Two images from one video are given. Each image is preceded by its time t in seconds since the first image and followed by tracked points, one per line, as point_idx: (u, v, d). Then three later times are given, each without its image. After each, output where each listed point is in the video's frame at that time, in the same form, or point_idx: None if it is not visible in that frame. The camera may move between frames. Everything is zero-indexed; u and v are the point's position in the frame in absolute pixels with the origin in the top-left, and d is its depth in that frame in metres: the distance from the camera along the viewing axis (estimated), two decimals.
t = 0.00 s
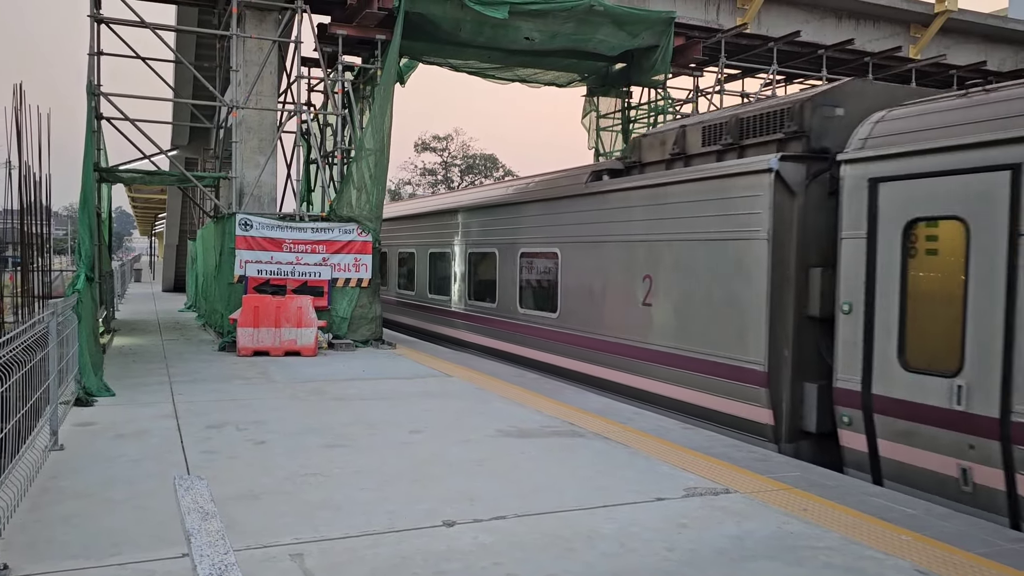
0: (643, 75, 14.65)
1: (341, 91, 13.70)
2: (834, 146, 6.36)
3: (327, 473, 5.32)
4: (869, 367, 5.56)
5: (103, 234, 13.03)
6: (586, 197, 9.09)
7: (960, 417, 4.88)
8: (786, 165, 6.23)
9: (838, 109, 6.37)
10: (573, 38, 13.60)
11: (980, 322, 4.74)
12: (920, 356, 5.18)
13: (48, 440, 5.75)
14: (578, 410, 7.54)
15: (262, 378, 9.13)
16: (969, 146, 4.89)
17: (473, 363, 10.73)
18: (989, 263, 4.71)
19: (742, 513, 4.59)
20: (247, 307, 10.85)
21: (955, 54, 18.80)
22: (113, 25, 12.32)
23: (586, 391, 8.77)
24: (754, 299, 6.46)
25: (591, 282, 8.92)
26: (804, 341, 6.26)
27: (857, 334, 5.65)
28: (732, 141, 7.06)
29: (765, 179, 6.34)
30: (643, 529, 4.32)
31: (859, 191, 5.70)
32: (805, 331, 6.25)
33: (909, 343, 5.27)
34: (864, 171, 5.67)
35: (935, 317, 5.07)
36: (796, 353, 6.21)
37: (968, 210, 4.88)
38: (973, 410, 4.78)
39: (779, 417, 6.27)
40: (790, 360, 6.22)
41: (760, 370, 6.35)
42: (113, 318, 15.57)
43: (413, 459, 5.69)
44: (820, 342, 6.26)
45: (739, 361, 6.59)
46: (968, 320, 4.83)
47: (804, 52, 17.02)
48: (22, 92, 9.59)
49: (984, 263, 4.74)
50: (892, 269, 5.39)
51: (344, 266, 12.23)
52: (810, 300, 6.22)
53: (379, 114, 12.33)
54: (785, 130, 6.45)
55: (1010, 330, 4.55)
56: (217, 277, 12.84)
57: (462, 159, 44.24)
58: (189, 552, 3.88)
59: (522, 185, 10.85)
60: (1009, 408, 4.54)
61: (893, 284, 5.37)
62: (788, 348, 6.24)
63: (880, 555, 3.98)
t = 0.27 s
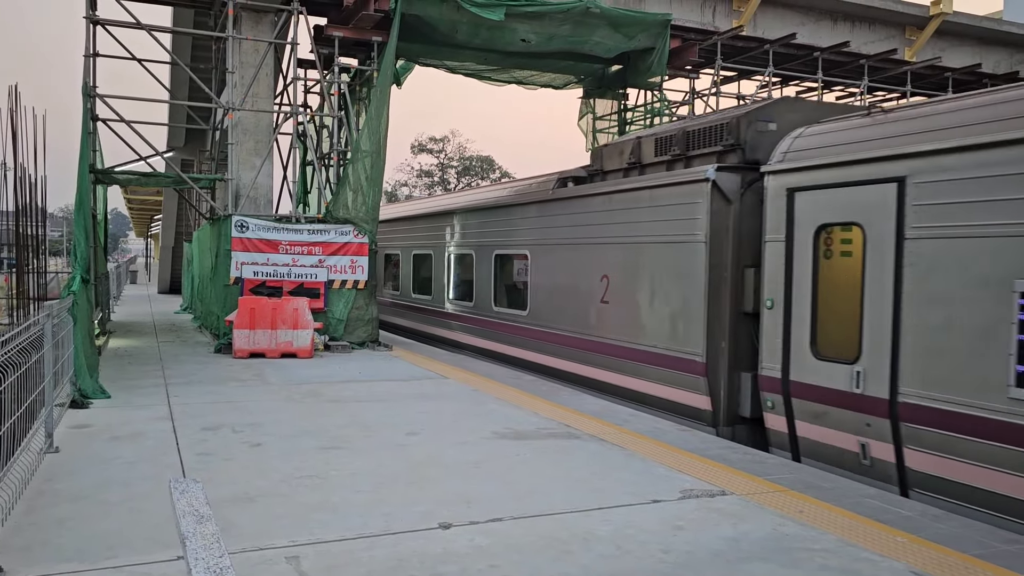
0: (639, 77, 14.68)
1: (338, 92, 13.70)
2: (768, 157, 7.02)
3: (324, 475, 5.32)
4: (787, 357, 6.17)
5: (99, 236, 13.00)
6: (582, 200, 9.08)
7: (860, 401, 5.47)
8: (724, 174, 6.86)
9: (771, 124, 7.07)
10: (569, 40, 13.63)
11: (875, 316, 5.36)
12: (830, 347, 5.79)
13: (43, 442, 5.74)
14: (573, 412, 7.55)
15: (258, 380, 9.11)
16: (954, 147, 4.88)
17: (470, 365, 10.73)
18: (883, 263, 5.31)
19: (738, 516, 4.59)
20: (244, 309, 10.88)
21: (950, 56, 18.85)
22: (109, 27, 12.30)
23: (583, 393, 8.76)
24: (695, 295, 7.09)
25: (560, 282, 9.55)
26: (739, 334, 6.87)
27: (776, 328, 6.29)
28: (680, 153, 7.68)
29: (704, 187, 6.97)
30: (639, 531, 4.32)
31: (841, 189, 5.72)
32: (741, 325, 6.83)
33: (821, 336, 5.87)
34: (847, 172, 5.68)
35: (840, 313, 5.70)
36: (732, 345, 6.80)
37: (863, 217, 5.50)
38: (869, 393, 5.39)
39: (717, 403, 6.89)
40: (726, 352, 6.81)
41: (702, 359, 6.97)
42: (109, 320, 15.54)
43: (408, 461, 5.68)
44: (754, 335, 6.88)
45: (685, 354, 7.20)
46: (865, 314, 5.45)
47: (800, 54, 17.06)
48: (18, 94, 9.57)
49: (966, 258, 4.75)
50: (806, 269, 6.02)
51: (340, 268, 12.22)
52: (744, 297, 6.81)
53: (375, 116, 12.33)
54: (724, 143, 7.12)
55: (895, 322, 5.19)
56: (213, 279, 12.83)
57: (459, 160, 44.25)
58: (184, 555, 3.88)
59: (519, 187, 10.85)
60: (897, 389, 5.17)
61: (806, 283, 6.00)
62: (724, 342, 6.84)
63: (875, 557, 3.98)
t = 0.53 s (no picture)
0: (636, 78, 14.70)
1: (334, 93, 13.68)
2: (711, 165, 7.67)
3: (321, 476, 5.31)
4: (722, 347, 6.83)
5: (94, 237, 12.98)
6: (579, 201, 9.06)
7: (780, 385, 6.14)
8: (669, 183, 7.58)
9: (715, 135, 7.63)
10: (566, 41, 13.63)
11: (792, 309, 6.05)
12: (755, 338, 6.47)
13: (38, 444, 5.72)
14: (571, 413, 7.55)
15: (254, 381, 9.09)
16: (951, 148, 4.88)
17: (467, 366, 10.73)
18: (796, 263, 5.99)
19: (735, 516, 4.59)
20: (239, 310, 10.85)
21: (946, 57, 18.88)
22: (104, 27, 12.27)
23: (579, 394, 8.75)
24: (647, 294, 7.75)
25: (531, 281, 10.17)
26: (685, 329, 7.53)
27: (711, 322, 6.97)
28: (636, 161, 8.29)
29: (653, 194, 7.68)
30: (635, 532, 4.32)
31: (835, 189, 5.71)
32: (686, 319, 7.48)
33: (749, 329, 6.54)
34: (840, 172, 5.68)
35: (762, 307, 6.38)
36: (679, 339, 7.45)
37: (779, 222, 6.19)
38: (786, 378, 6.08)
39: (666, 391, 7.56)
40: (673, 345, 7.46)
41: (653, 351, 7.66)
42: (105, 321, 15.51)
43: (404, 462, 5.68)
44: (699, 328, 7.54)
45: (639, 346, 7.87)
46: (782, 308, 6.14)
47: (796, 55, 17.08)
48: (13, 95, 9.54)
49: (965, 257, 4.76)
50: (736, 268, 6.69)
51: (336, 269, 12.21)
52: (690, 294, 7.45)
53: (371, 117, 12.32)
54: (671, 153, 7.75)
55: (807, 316, 5.89)
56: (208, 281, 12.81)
57: (455, 161, 44.23)
58: (180, 557, 3.86)
59: (515, 187, 10.84)
60: (811, 374, 5.86)
61: (737, 281, 6.66)
62: (671, 335, 7.50)
63: (872, 558, 3.99)
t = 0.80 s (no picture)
0: (632, 78, 14.70)
1: (330, 93, 13.67)
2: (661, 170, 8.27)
3: (317, 477, 5.31)
4: (667, 338, 7.43)
5: (90, 238, 12.96)
6: (577, 201, 9.05)
7: (715, 371, 6.77)
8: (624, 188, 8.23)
9: (668, 144, 8.23)
10: (562, 41, 13.63)
11: (724, 304, 6.69)
12: (693, 329, 7.10)
13: (34, 445, 5.71)
14: (567, 412, 7.55)
15: (251, 382, 9.08)
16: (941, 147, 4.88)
17: (463, 366, 10.73)
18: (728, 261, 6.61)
19: (731, 516, 4.60)
20: (236, 310, 10.85)
21: (942, 57, 18.92)
22: (100, 28, 12.24)
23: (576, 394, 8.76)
24: (606, 288, 8.40)
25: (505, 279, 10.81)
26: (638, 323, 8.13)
27: (655, 315, 7.60)
28: (597, 168, 8.81)
29: (609, 199, 8.35)
30: (632, 532, 4.33)
31: (831, 189, 5.66)
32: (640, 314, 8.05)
33: (688, 321, 7.16)
34: (830, 171, 5.69)
35: (699, 301, 7.03)
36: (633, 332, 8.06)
37: (713, 224, 6.82)
38: (719, 365, 6.71)
39: (622, 380, 8.17)
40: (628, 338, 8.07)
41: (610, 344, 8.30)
42: (101, 322, 15.49)
43: (401, 462, 5.68)
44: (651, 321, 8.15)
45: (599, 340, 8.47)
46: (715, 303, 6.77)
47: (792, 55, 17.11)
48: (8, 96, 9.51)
49: (943, 256, 4.82)
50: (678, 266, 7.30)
51: (333, 269, 12.21)
52: (643, 290, 8.03)
53: (368, 117, 12.33)
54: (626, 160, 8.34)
55: (737, 309, 6.52)
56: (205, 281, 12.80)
57: (452, 161, 44.24)
58: (177, 558, 3.86)
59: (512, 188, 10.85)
60: (740, 362, 6.49)
61: (680, 278, 7.26)
62: (626, 329, 8.11)
63: (867, 556, 4.00)
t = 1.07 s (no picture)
0: (629, 79, 14.70)
1: (328, 93, 13.66)
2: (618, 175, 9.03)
3: (315, 477, 5.30)
4: (621, 330, 8.09)
5: (88, 238, 12.95)
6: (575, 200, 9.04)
7: (660, 360, 7.42)
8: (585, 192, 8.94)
9: (625, 152, 9.06)
10: (560, 41, 13.63)
11: (667, 298, 7.34)
12: (643, 323, 7.76)
13: (32, 446, 5.70)
14: (565, 412, 7.55)
15: (248, 382, 9.07)
16: (934, 147, 4.86)
17: (461, 366, 10.72)
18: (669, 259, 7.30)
19: (730, 515, 4.60)
20: (234, 310, 10.85)
21: (939, 57, 18.93)
22: (97, 28, 12.23)
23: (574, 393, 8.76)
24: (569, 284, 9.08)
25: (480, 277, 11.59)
26: (599, 315, 8.85)
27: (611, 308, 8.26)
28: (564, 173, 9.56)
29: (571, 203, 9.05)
30: (631, 531, 4.33)
31: (830, 187, 5.61)
32: (601, 308, 8.78)
33: (638, 314, 7.82)
34: (824, 171, 5.68)
35: (647, 295, 7.69)
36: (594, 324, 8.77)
37: (660, 225, 7.45)
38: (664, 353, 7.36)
39: (585, 370, 8.84)
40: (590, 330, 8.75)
41: (574, 336, 9.01)
42: (98, 322, 15.47)
43: (400, 462, 5.68)
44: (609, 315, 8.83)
45: (564, 332, 9.19)
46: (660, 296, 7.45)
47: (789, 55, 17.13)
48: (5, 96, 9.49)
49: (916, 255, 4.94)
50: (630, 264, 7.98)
51: (331, 269, 12.20)
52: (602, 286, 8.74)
53: (365, 117, 12.33)
54: (589, 166, 9.14)
55: (678, 303, 7.16)
56: (202, 281, 12.79)
57: (449, 161, 44.24)
58: (175, 558, 3.86)
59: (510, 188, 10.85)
60: (681, 351, 7.11)
61: (631, 274, 7.93)
62: (587, 322, 8.81)
63: (865, 555, 4.00)
